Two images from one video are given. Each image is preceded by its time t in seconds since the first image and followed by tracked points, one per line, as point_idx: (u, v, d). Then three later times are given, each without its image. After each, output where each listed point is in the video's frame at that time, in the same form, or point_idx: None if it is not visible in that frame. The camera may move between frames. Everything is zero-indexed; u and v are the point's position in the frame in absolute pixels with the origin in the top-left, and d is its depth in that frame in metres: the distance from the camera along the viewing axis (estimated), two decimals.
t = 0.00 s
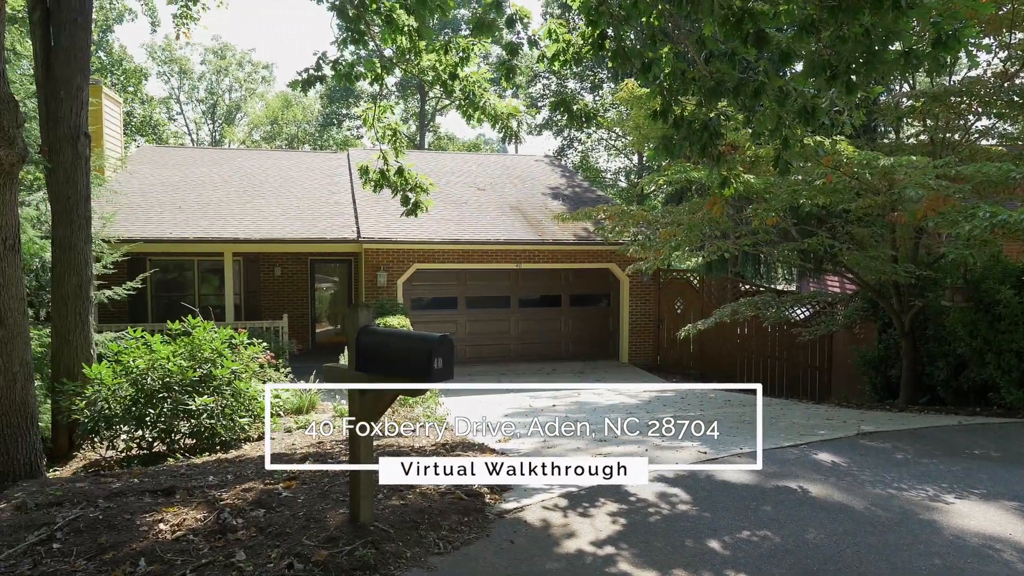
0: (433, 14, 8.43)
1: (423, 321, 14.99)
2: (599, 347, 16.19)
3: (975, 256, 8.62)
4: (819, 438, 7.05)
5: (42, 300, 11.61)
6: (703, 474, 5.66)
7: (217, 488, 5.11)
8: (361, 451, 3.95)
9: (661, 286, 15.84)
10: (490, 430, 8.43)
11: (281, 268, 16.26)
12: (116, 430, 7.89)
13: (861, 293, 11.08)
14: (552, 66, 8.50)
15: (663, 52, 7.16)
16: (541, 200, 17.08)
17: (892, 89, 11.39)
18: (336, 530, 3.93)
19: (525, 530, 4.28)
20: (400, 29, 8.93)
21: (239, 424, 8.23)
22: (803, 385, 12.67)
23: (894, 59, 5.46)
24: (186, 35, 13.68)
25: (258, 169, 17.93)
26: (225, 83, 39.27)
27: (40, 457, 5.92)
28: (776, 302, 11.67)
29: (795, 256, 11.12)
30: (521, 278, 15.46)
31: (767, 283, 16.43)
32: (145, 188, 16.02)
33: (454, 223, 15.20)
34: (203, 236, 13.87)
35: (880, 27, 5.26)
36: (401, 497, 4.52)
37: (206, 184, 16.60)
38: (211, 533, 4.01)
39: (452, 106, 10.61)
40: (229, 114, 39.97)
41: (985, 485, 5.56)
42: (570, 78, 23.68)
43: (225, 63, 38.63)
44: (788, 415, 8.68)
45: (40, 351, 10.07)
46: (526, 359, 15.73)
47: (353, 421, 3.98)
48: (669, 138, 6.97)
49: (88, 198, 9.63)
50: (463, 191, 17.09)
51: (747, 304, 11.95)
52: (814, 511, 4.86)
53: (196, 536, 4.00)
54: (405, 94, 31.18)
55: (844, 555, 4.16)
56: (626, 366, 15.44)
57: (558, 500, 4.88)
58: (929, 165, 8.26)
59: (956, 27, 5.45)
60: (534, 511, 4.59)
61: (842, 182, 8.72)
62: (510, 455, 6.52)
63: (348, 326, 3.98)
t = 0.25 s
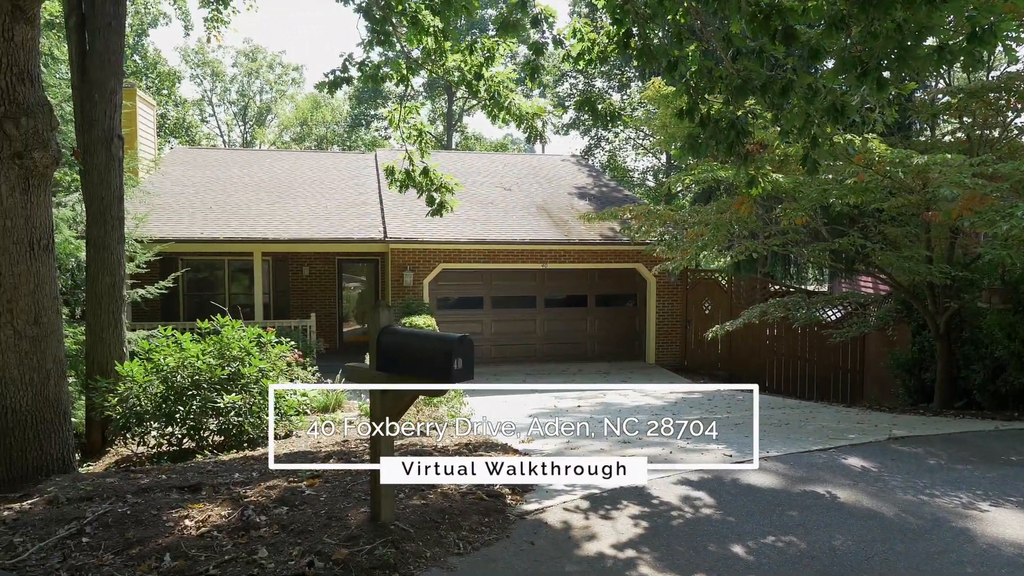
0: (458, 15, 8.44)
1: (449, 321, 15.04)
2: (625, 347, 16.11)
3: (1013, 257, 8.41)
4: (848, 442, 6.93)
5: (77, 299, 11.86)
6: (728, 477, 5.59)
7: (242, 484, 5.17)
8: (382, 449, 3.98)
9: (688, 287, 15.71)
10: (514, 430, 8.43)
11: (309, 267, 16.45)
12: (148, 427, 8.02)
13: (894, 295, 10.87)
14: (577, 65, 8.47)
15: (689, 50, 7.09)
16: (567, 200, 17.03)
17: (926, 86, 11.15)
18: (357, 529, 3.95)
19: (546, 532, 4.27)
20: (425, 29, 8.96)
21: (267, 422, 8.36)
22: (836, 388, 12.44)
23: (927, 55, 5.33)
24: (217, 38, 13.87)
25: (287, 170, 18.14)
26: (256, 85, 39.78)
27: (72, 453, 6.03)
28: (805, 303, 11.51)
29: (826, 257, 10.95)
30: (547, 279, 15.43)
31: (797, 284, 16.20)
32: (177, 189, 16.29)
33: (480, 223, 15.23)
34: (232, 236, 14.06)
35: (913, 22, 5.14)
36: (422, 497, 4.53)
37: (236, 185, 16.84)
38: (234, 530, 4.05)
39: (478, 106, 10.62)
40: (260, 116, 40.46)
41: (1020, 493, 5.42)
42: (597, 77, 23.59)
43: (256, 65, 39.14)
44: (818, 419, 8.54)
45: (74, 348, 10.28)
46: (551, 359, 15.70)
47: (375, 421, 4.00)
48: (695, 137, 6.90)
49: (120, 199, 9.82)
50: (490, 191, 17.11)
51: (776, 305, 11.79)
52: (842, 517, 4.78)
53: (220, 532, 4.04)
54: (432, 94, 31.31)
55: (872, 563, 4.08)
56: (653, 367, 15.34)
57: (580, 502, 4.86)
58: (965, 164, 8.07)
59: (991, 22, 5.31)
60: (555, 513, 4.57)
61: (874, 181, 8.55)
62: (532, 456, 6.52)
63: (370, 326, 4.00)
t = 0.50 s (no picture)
0: (480, 14, 8.46)
1: (472, 320, 15.08)
2: (650, 348, 16.01)
3: None
4: (876, 446, 6.81)
5: (109, 298, 12.09)
6: (751, 480, 5.52)
7: (264, 481, 5.22)
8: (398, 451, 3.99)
9: (714, 287, 15.56)
10: (536, 431, 8.43)
11: (335, 267, 16.60)
12: (174, 424, 8.15)
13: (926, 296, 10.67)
14: (600, 64, 8.43)
15: (714, 48, 7.03)
16: (592, 200, 16.96)
17: (959, 84, 10.93)
18: (375, 527, 3.96)
19: (564, 533, 4.25)
20: (448, 30, 8.99)
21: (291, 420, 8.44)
22: (868, 391, 12.14)
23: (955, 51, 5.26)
24: (245, 40, 14.04)
25: (313, 171, 18.31)
26: (285, 86, 40.22)
27: (100, 449, 6.10)
28: (834, 305, 11.35)
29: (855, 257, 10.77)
30: (571, 279, 15.39)
31: (825, 284, 15.96)
32: (206, 191, 16.53)
33: (503, 223, 15.24)
34: (259, 236, 14.23)
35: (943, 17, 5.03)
36: (441, 497, 4.53)
37: (263, 186, 17.04)
38: (255, 527, 4.09)
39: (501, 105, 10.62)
40: (288, 117, 40.88)
41: None
42: (623, 76, 23.47)
43: (285, 67, 39.61)
44: (846, 422, 8.40)
45: (105, 346, 10.47)
46: (575, 359, 15.68)
47: (392, 420, 4.00)
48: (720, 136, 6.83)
49: (150, 199, 9.98)
50: (514, 191, 17.10)
51: (804, 306, 11.64)
52: (867, 523, 4.70)
53: (240, 529, 4.08)
54: (457, 94, 31.41)
55: (896, 570, 4.01)
56: (677, 367, 15.23)
57: (599, 504, 4.83)
58: (999, 162, 7.89)
59: None
60: (574, 515, 4.56)
61: (904, 179, 8.39)
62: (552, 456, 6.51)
63: (388, 326, 4.01)
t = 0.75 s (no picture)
0: (500, 14, 8.46)
1: (494, 320, 15.09)
2: (673, 349, 15.89)
3: None
4: (902, 450, 6.68)
5: (135, 297, 12.26)
6: (772, 483, 5.44)
7: (283, 479, 5.25)
8: (415, 451, 4.00)
9: (738, 288, 15.38)
10: (557, 431, 8.41)
11: (357, 267, 16.69)
12: (197, 421, 8.25)
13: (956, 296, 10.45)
14: (621, 62, 8.39)
15: (736, 46, 6.95)
16: (614, 199, 16.88)
17: (990, 80, 10.69)
18: (390, 527, 3.97)
19: (580, 535, 4.22)
20: (469, 29, 8.99)
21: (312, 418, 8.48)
22: (895, 394, 11.94)
23: (982, 47, 5.15)
24: (269, 42, 14.17)
25: (336, 172, 18.44)
26: (309, 88, 40.57)
27: (124, 445, 6.15)
28: (861, 305, 11.18)
29: (882, 257, 10.59)
30: (593, 279, 15.33)
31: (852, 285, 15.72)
32: (231, 192, 16.71)
33: (525, 223, 15.22)
34: (283, 236, 14.36)
35: (972, 11, 4.92)
36: (457, 497, 4.53)
37: (287, 187, 17.20)
38: (272, 524, 4.12)
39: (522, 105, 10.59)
40: (312, 118, 41.19)
41: None
42: (646, 74, 23.33)
43: (310, 68, 40.00)
44: (871, 425, 8.26)
45: (131, 344, 10.61)
46: (597, 359, 15.61)
47: (409, 419, 4.00)
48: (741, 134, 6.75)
49: (175, 199, 10.10)
50: (536, 191, 17.08)
51: (829, 307, 11.48)
52: (890, 529, 4.61)
53: (257, 527, 4.11)
54: (480, 94, 31.46)
55: None
56: (700, 368, 15.10)
57: (616, 505, 4.80)
58: None
59: None
60: (590, 517, 4.53)
61: (933, 178, 8.23)
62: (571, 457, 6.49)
63: (404, 326, 4.01)
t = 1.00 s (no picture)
0: (517, 13, 8.46)
1: (511, 320, 15.09)
2: (692, 349, 15.77)
3: None
4: (924, 453, 6.57)
5: (157, 296, 12.40)
6: (789, 486, 5.37)
7: (297, 477, 5.27)
8: (427, 451, 4.00)
9: (758, 288, 15.20)
10: (573, 431, 8.40)
11: (376, 266, 16.77)
12: (216, 419, 8.34)
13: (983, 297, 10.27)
14: (638, 61, 8.34)
15: (755, 43, 6.89)
16: (633, 199, 16.80)
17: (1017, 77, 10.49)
18: (402, 526, 3.97)
19: (593, 536, 4.20)
20: (487, 29, 8.99)
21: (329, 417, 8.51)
22: (920, 394, 11.83)
23: (1007, 41, 5.04)
24: (290, 43, 14.27)
25: (355, 172, 18.55)
26: (330, 88, 40.83)
27: (144, 442, 6.19)
28: (884, 306, 11.02)
29: (906, 257, 10.43)
30: (611, 278, 15.27)
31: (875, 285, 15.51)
32: (252, 192, 16.84)
33: (543, 223, 15.19)
34: (303, 236, 14.47)
35: (997, 5, 4.81)
36: (469, 496, 4.52)
37: (307, 187, 17.32)
38: (285, 522, 4.14)
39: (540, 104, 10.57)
40: (333, 118, 41.43)
41: None
42: (666, 73, 23.20)
43: (331, 69, 40.29)
44: (893, 427, 8.14)
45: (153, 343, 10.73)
46: (615, 360, 15.54)
47: (421, 419, 4.00)
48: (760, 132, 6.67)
49: (196, 199, 10.20)
50: (555, 190, 17.05)
51: (852, 308, 11.33)
52: (910, 534, 4.53)
53: (271, 524, 4.13)
54: (500, 94, 31.48)
55: None
56: (720, 369, 14.97)
57: (630, 507, 4.77)
58: None
59: None
60: (603, 518, 4.50)
61: (958, 176, 8.09)
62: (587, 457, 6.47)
63: (415, 325, 4.01)
